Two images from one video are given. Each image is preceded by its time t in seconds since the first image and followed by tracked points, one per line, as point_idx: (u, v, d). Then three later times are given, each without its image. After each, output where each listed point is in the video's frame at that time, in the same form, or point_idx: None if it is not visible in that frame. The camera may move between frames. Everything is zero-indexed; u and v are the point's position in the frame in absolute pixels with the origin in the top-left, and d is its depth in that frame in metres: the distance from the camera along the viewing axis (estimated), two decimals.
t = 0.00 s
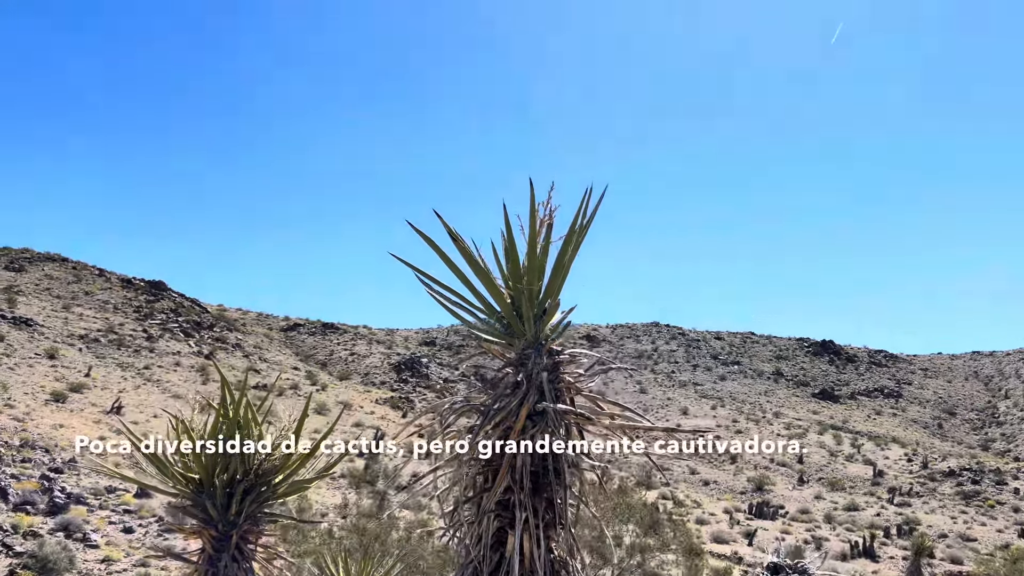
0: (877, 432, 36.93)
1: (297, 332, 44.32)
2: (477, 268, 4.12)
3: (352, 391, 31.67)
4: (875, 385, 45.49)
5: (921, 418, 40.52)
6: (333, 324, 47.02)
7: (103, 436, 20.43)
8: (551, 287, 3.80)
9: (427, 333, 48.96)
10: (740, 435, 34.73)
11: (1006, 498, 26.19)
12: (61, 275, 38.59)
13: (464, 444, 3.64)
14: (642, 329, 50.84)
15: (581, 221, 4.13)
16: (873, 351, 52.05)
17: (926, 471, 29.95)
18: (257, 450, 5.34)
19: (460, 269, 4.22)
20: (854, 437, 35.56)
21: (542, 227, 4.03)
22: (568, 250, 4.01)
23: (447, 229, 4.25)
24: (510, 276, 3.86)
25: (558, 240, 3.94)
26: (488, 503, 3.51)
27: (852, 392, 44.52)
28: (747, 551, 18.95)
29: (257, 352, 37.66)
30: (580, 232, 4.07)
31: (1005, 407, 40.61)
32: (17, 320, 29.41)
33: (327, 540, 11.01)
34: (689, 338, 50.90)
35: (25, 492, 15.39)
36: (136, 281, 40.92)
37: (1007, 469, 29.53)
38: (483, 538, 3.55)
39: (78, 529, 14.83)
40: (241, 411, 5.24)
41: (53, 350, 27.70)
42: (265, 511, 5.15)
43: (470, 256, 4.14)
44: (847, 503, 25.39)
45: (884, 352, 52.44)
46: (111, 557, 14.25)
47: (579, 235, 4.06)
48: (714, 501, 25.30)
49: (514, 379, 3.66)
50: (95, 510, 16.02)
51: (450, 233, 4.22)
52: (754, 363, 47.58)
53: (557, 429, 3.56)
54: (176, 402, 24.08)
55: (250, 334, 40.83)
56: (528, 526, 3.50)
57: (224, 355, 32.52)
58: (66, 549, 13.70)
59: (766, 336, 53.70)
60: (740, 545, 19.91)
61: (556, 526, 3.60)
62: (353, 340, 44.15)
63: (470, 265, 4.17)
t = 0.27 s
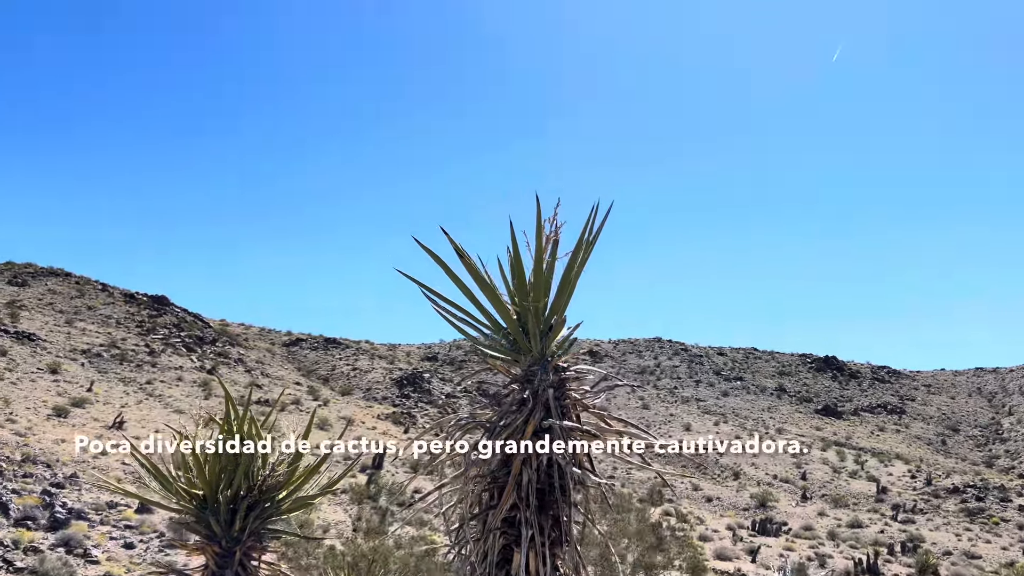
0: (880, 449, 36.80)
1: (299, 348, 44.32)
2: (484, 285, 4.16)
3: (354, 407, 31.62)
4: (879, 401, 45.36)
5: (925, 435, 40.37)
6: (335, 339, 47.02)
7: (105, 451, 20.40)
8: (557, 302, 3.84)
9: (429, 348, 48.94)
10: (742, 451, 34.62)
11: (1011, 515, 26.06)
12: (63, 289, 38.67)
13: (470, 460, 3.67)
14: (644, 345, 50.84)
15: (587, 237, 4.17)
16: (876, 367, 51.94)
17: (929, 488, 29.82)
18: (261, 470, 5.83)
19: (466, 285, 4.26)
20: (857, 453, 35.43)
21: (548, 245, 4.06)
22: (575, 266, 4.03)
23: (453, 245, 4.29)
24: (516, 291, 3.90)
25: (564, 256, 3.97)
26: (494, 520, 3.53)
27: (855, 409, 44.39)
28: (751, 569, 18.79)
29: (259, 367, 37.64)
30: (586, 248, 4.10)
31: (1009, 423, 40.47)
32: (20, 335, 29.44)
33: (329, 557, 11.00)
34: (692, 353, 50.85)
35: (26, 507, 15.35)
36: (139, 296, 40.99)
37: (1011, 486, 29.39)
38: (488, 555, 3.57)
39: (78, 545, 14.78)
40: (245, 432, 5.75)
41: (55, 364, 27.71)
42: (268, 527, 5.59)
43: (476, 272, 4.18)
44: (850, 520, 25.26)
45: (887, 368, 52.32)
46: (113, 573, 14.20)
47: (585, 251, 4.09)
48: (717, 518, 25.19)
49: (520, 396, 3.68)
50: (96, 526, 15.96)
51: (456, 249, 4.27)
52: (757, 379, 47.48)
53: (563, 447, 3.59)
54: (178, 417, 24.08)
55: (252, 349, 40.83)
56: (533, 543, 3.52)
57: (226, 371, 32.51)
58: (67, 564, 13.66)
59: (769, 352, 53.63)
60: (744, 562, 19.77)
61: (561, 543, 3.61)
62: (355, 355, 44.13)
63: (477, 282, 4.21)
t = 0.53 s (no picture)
0: (884, 460, 36.66)
1: (301, 358, 44.33)
2: (488, 297, 4.16)
3: (356, 418, 31.58)
4: (882, 412, 45.24)
5: (929, 446, 40.23)
6: (338, 350, 47.02)
7: (107, 461, 20.37)
8: (561, 313, 3.85)
9: (431, 359, 48.94)
10: (746, 462, 34.52)
11: (1016, 527, 25.94)
12: (66, 300, 38.74)
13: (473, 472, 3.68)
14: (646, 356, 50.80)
15: (590, 249, 4.18)
16: (880, 378, 51.82)
17: (933, 500, 29.69)
18: (265, 480, 5.85)
19: (470, 296, 4.27)
20: (861, 465, 35.32)
21: (552, 256, 4.07)
22: (578, 277, 4.03)
23: (457, 256, 4.30)
24: (520, 302, 3.91)
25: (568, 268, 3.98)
26: (498, 532, 3.53)
27: (859, 420, 44.26)
28: None
29: (261, 378, 37.63)
30: (589, 260, 4.11)
31: (1013, 435, 40.33)
32: (23, 346, 29.48)
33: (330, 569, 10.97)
34: (694, 364, 50.80)
35: (28, 518, 15.31)
36: (142, 306, 41.04)
37: (1016, 498, 29.26)
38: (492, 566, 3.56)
39: (80, 556, 14.72)
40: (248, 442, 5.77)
41: (58, 375, 27.72)
42: (271, 538, 5.60)
43: (479, 283, 4.19)
44: (854, 532, 25.15)
45: (891, 379, 52.19)
46: None
47: (588, 263, 4.09)
48: (721, 530, 25.07)
49: (525, 407, 3.69)
50: (97, 537, 15.92)
51: (461, 261, 4.28)
52: (760, 390, 47.37)
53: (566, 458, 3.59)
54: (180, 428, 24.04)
55: (254, 360, 40.84)
56: (537, 554, 3.52)
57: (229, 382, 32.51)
58: None
59: (772, 363, 53.54)
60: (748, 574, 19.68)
61: (565, 555, 3.61)
62: (357, 366, 44.10)
63: (481, 293, 4.21)
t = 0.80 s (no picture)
0: (890, 470, 36.53)
1: (306, 368, 44.37)
2: (495, 308, 4.19)
3: (361, 427, 31.59)
4: (888, 422, 45.10)
5: (935, 456, 40.08)
6: (342, 359, 47.06)
7: (112, 471, 20.39)
8: (567, 325, 3.88)
9: (436, 368, 48.95)
10: (751, 472, 34.43)
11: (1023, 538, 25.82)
12: (72, 309, 38.86)
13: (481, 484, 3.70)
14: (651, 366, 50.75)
15: (597, 260, 4.19)
16: (885, 388, 51.68)
17: (940, 510, 29.57)
18: (271, 491, 5.88)
19: (478, 308, 4.29)
20: (867, 475, 35.21)
21: (559, 267, 4.09)
22: (586, 288, 4.05)
23: (464, 267, 4.33)
24: (527, 314, 3.94)
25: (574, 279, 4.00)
26: (505, 544, 3.55)
27: (864, 430, 44.12)
28: None
29: (266, 387, 37.65)
30: (596, 270, 4.13)
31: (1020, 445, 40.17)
32: (29, 355, 29.56)
33: None
34: (699, 374, 50.73)
35: (33, 528, 15.32)
36: (147, 316, 41.14)
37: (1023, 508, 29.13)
38: None
39: (85, 565, 14.71)
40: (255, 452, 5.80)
41: (63, 385, 27.76)
42: (278, 549, 5.64)
43: (486, 295, 4.22)
44: (861, 543, 25.05)
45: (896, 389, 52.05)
46: None
47: (595, 274, 4.11)
48: (726, 540, 24.99)
49: (531, 420, 3.71)
50: (102, 546, 15.92)
51: (468, 272, 4.31)
52: (765, 400, 47.24)
53: (572, 470, 3.62)
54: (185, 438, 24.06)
55: (259, 369, 40.89)
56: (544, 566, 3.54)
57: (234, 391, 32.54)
58: None
59: (777, 373, 53.44)
60: None
61: (572, 567, 3.62)
62: (362, 375, 44.10)
63: (489, 305, 4.24)
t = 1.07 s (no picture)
0: (898, 476, 36.38)
1: (312, 374, 44.42)
2: (503, 316, 4.20)
3: (367, 433, 31.59)
4: (896, 429, 44.93)
5: (943, 463, 39.90)
6: (348, 365, 47.11)
7: (119, 477, 20.42)
8: (575, 331, 3.89)
9: (441, 374, 48.97)
10: (758, 479, 34.30)
11: None
12: (80, 316, 39.03)
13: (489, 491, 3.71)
14: (657, 372, 50.70)
15: (606, 266, 4.20)
16: (892, 394, 51.52)
17: (948, 517, 29.42)
18: (279, 497, 5.91)
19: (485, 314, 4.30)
20: (874, 481, 35.06)
21: (566, 275, 4.10)
22: (594, 294, 4.06)
23: (471, 274, 4.34)
24: (535, 321, 3.95)
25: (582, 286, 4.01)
26: (512, 551, 3.56)
27: (872, 436, 43.95)
28: None
29: (272, 393, 37.70)
30: (603, 277, 4.14)
31: None
32: (36, 361, 29.66)
33: None
34: (705, 380, 50.65)
35: (40, 534, 15.34)
36: (154, 322, 41.25)
37: None
38: None
39: (92, 571, 14.71)
40: (263, 458, 5.81)
41: (71, 391, 27.84)
42: (286, 554, 5.66)
43: (494, 301, 4.23)
44: (869, 549, 24.94)
45: (904, 395, 51.88)
46: None
47: (603, 280, 4.12)
48: (733, 546, 24.91)
49: (539, 427, 3.71)
50: (109, 552, 15.93)
51: (475, 279, 4.32)
52: (772, 406, 47.09)
53: (579, 475, 3.63)
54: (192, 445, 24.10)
55: (265, 375, 40.98)
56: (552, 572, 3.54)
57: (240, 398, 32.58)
58: None
59: (784, 379, 53.32)
60: None
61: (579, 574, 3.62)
62: (368, 381, 44.11)
63: (496, 311, 4.25)
